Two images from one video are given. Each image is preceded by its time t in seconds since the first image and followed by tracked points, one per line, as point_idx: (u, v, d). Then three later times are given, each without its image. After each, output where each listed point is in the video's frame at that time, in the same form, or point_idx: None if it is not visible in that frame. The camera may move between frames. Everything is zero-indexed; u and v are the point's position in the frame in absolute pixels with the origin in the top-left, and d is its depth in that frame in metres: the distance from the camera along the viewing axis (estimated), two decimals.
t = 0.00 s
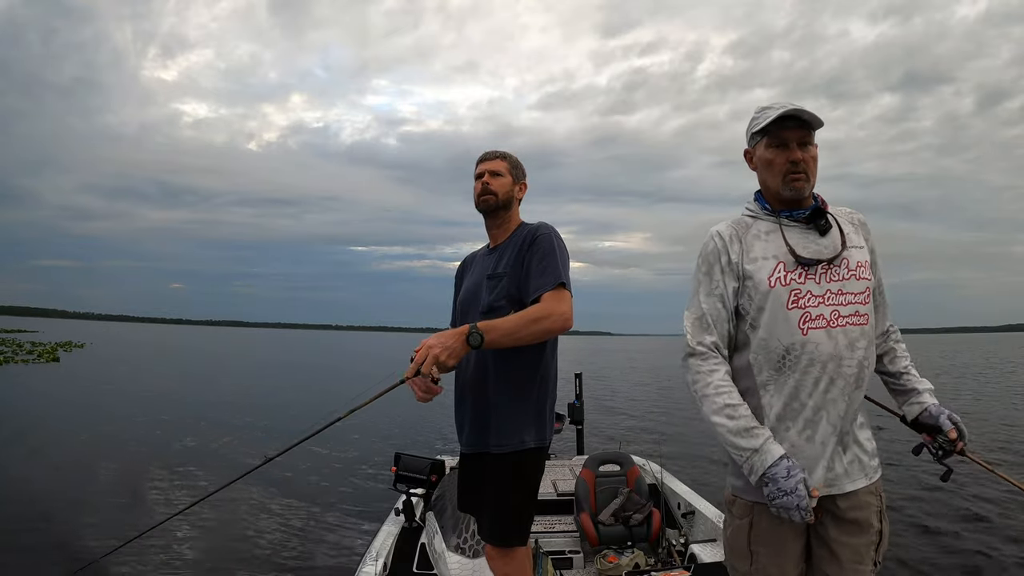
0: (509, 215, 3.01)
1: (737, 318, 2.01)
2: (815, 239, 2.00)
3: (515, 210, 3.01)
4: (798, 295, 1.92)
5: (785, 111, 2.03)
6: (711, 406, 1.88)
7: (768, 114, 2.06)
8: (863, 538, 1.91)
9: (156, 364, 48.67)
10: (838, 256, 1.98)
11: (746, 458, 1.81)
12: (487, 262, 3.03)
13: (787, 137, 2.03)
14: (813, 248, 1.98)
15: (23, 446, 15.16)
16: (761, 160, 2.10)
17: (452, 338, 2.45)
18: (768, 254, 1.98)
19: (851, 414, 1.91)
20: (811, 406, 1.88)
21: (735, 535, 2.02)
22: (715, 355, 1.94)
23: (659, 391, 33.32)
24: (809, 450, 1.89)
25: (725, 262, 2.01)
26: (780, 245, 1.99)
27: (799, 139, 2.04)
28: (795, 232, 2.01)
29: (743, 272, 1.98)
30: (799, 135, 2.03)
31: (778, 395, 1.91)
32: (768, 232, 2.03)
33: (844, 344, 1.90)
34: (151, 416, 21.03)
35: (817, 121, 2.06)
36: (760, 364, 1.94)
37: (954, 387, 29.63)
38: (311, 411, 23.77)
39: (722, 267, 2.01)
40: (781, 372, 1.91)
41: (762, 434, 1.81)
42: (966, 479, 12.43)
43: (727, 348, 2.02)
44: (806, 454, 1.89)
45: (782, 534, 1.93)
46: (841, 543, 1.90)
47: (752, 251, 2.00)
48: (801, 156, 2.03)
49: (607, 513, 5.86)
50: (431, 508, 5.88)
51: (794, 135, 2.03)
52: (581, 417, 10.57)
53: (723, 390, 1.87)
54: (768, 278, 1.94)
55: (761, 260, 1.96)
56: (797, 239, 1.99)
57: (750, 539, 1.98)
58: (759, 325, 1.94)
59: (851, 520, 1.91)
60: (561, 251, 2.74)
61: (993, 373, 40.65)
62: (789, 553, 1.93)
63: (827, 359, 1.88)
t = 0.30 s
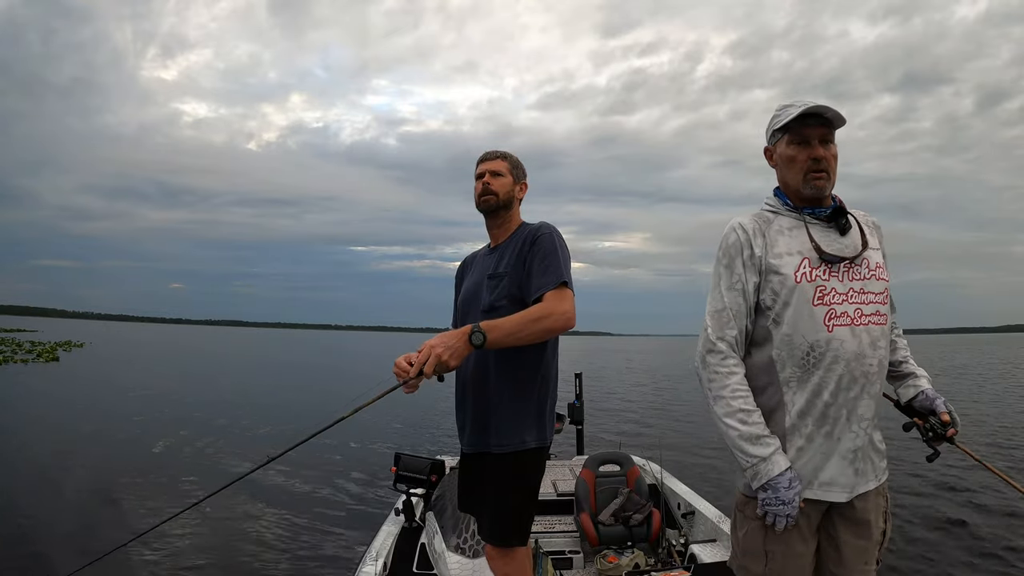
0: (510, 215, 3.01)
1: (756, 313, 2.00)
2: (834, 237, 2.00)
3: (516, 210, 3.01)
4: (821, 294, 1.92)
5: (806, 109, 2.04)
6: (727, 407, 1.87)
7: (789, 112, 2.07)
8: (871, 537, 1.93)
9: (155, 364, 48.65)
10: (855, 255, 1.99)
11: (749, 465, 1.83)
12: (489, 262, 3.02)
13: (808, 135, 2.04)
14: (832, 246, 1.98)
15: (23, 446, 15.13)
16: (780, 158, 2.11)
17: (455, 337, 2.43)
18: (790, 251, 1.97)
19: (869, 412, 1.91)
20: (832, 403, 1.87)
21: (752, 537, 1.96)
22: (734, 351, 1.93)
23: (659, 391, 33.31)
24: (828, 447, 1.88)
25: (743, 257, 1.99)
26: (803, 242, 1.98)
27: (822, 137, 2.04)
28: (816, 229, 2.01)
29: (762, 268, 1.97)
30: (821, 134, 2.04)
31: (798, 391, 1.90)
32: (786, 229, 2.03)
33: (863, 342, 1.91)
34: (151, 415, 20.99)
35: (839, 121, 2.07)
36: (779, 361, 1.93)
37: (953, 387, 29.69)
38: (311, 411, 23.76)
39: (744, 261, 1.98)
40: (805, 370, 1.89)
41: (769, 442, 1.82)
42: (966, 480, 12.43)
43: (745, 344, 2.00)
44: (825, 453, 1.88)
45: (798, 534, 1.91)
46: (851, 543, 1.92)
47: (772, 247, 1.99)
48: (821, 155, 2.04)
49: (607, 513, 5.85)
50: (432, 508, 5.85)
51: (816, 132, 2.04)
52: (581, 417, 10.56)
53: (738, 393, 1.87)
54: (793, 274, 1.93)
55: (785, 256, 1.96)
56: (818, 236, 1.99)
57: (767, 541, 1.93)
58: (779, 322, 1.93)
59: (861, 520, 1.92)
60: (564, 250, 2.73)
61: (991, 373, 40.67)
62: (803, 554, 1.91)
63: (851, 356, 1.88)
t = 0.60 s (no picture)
0: (508, 215, 2.99)
1: (781, 312, 2.00)
2: (856, 237, 2.02)
3: (514, 210, 3.00)
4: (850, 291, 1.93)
5: (830, 112, 2.03)
6: (763, 398, 1.85)
7: (812, 115, 2.06)
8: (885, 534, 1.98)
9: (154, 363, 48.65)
10: (877, 256, 2.02)
11: (793, 453, 1.81)
12: (487, 261, 3.01)
13: (830, 138, 2.04)
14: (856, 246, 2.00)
15: (22, 446, 15.10)
16: (803, 159, 2.10)
17: (454, 339, 2.43)
18: (815, 248, 1.97)
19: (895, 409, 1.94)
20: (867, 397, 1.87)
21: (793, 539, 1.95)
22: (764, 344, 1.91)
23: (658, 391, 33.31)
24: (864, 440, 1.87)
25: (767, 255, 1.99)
26: (828, 241, 1.98)
27: (844, 140, 2.05)
28: (839, 228, 2.02)
29: (788, 265, 1.97)
30: (843, 137, 2.04)
31: (831, 386, 1.89)
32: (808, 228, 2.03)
33: (890, 341, 1.93)
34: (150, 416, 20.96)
35: (862, 126, 2.07)
36: (807, 358, 1.93)
37: (951, 386, 29.69)
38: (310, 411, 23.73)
39: (769, 258, 1.98)
40: (836, 368, 1.89)
41: (812, 423, 1.80)
42: (964, 478, 12.45)
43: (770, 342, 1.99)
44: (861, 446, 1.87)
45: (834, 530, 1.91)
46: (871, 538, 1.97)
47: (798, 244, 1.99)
48: (844, 159, 2.04)
49: (607, 513, 5.84)
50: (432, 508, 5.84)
51: (838, 136, 2.04)
52: (581, 417, 10.56)
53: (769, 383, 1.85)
54: (821, 272, 1.93)
55: (812, 253, 1.96)
56: (842, 235, 2.00)
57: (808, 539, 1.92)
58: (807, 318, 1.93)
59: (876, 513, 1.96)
60: (562, 249, 2.71)
61: (991, 372, 40.65)
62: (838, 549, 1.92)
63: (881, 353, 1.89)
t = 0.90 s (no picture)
0: (506, 214, 2.99)
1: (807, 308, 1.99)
2: (874, 228, 2.05)
3: (513, 209, 3.00)
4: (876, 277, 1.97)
5: (847, 107, 2.04)
6: (814, 383, 1.83)
7: (828, 111, 2.07)
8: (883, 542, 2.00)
9: (154, 362, 48.67)
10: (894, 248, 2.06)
11: (866, 416, 1.80)
12: (485, 262, 3.00)
13: (847, 134, 2.04)
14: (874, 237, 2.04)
15: (22, 448, 15.09)
16: (818, 155, 2.11)
17: (451, 338, 2.43)
18: (838, 242, 1.99)
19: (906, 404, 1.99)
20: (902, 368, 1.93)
21: (796, 544, 1.95)
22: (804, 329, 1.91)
23: (658, 391, 33.31)
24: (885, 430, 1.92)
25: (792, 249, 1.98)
26: (848, 238, 1.99)
27: (860, 137, 2.06)
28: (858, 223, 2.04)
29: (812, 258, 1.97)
30: (860, 133, 2.05)
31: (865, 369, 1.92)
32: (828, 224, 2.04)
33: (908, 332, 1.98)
34: (149, 416, 20.93)
35: (878, 122, 2.08)
36: (834, 350, 1.93)
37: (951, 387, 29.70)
38: (310, 412, 23.73)
39: (794, 253, 1.97)
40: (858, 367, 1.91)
41: (875, 381, 1.82)
42: (964, 479, 12.45)
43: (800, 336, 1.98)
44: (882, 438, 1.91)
45: (840, 536, 1.92)
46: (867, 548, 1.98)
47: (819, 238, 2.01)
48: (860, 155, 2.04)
49: (607, 513, 5.84)
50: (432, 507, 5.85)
51: (855, 132, 2.05)
52: (581, 417, 10.56)
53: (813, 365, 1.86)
54: (842, 269, 1.94)
55: (833, 250, 1.96)
56: (861, 230, 2.02)
57: (813, 545, 1.92)
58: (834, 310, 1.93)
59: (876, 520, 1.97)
60: (560, 248, 2.71)
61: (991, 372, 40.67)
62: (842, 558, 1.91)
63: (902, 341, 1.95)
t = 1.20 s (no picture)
0: (505, 215, 3.00)
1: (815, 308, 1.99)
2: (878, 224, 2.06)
3: (511, 210, 3.01)
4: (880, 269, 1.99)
5: (855, 104, 2.03)
6: (825, 381, 1.83)
7: (836, 107, 2.06)
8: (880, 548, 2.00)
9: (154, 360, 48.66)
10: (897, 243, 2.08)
11: (876, 411, 1.81)
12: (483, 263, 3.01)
13: (856, 131, 2.04)
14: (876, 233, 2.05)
15: (23, 448, 15.10)
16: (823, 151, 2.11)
17: (450, 336, 2.44)
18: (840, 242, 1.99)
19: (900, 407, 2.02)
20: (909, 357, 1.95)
21: (794, 547, 1.96)
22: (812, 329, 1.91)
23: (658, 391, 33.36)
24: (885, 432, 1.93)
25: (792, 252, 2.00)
26: (854, 238, 2.00)
27: (868, 134, 2.05)
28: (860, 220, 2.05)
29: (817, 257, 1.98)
30: (868, 131, 2.05)
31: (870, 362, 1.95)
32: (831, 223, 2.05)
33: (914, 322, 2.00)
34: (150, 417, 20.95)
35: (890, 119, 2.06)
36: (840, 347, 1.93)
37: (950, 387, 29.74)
38: (310, 412, 23.76)
39: (802, 252, 1.97)
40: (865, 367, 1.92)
41: (884, 377, 1.83)
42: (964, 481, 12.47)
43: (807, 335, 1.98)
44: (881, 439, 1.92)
45: (838, 539, 1.92)
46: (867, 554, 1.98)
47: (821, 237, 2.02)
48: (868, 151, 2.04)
49: (607, 513, 5.84)
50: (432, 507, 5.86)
51: (862, 129, 2.05)
52: (581, 417, 10.57)
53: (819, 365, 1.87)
54: (848, 269, 1.95)
55: (841, 250, 1.96)
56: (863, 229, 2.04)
57: (810, 548, 1.93)
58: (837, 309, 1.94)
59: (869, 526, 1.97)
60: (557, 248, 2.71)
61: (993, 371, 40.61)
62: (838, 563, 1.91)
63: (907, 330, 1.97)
